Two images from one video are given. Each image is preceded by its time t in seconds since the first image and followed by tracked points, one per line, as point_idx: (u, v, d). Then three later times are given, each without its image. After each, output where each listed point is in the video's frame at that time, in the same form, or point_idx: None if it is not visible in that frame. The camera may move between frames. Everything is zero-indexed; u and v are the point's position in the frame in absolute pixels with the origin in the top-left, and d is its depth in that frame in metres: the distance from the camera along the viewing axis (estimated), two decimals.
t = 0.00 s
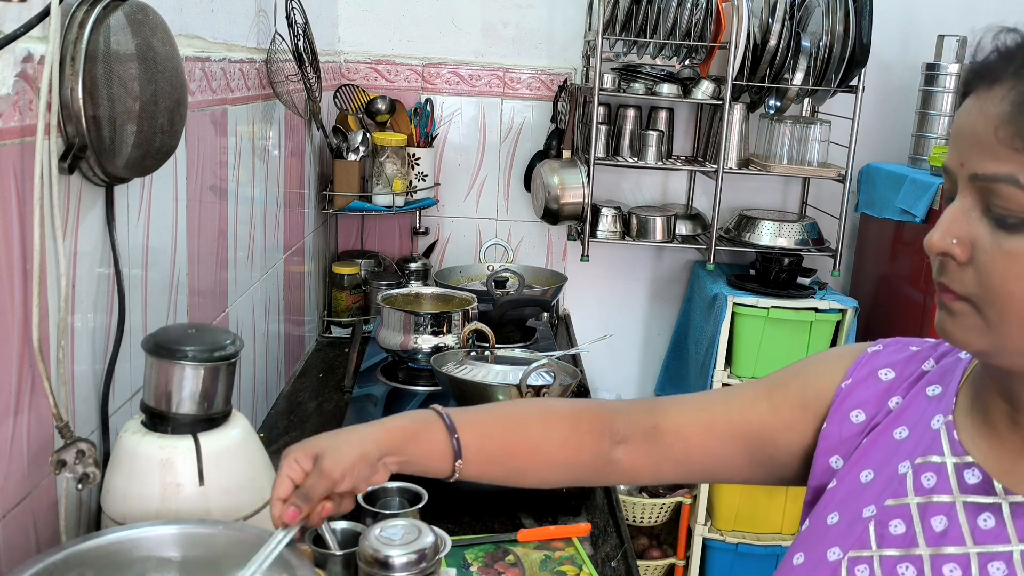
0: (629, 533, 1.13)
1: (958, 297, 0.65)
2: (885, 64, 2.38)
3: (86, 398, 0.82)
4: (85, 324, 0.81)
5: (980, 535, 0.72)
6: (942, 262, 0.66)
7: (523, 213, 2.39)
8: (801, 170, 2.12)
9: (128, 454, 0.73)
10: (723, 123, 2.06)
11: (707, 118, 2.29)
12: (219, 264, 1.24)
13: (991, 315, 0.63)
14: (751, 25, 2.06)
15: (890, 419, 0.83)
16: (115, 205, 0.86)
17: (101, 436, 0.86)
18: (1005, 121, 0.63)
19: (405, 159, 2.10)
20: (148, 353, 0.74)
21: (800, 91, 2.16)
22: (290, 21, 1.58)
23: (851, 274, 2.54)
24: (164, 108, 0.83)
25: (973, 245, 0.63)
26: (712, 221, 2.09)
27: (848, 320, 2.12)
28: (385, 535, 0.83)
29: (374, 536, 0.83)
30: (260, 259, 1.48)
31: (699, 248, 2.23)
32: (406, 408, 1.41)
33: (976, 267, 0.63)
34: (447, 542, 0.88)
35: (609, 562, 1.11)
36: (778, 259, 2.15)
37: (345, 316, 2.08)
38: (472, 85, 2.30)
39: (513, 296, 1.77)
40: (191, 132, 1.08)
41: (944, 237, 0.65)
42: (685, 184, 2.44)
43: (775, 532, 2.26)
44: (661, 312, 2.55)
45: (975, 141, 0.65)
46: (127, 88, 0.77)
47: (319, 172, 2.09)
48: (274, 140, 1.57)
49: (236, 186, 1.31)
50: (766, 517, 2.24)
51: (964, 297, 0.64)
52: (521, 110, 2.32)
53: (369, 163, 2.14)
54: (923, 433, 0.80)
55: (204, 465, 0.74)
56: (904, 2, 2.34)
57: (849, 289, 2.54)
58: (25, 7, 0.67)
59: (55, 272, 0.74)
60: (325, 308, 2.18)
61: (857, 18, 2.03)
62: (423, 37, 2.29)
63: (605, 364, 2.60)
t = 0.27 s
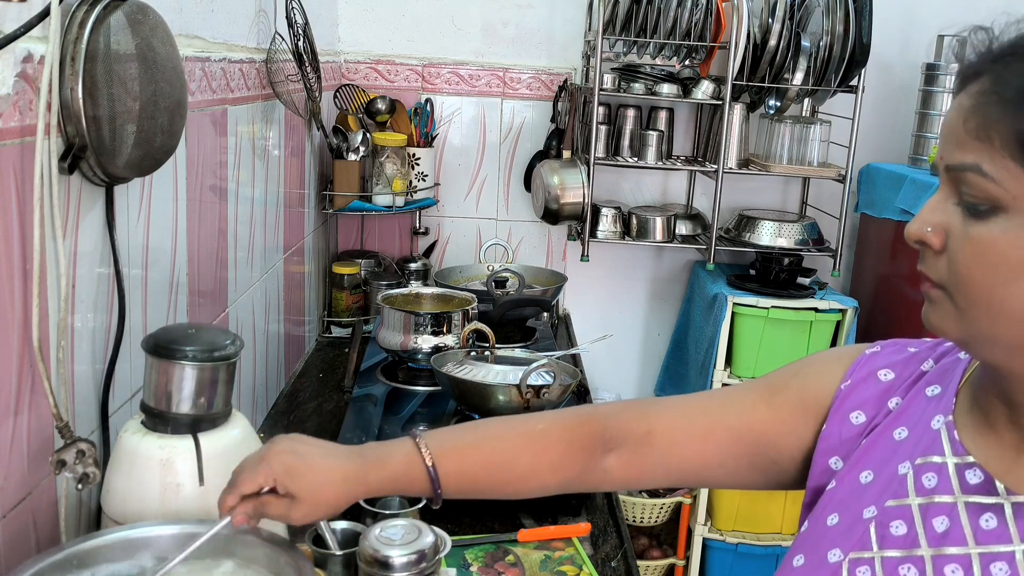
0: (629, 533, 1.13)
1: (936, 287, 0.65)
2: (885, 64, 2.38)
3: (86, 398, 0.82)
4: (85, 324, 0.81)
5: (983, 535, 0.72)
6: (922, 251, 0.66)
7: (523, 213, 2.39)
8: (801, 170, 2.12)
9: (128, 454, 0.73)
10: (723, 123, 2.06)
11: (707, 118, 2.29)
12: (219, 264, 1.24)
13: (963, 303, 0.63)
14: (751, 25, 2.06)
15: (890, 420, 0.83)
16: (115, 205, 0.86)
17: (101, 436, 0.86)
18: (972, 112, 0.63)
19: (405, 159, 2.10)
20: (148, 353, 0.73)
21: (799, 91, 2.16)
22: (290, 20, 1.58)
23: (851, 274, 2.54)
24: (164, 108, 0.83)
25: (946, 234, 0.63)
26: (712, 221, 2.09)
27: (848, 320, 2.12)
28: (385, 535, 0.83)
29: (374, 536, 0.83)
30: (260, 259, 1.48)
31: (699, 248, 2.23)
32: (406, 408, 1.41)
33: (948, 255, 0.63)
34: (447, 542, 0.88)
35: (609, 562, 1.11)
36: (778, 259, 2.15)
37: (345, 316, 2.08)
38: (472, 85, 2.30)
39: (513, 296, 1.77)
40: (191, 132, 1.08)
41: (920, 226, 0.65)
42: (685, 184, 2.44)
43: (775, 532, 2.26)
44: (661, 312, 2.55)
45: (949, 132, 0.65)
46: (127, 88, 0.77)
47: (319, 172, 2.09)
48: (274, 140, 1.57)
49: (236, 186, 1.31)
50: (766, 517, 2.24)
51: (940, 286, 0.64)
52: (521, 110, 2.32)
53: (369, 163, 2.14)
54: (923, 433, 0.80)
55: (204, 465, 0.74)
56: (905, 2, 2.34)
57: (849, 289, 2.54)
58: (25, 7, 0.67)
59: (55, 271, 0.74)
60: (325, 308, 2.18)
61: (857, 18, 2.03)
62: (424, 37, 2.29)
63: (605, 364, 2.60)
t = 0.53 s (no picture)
0: (629, 533, 1.12)
1: (948, 283, 0.65)
2: (885, 64, 2.38)
3: (86, 398, 0.82)
4: (85, 324, 0.81)
5: (980, 531, 0.71)
6: (933, 247, 0.66)
7: (523, 213, 2.39)
8: (801, 170, 2.12)
9: (128, 455, 0.73)
10: (723, 123, 2.06)
11: (707, 118, 2.29)
12: (219, 264, 1.23)
13: (977, 298, 0.62)
14: (751, 25, 2.06)
15: (890, 414, 0.83)
16: (115, 205, 0.86)
17: (101, 436, 0.86)
18: (993, 109, 0.63)
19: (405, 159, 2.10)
20: (148, 353, 0.74)
21: (800, 91, 2.16)
22: (290, 21, 1.58)
23: (851, 274, 2.54)
24: (164, 108, 0.83)
25: (963, 229, 0.63)
26: (712, 221, 2.09)
27: (848, 320, 2.12)
28: (385, 535, 0.83)
29: (374, 535, 0.83)
30: (260, 258, 1.48)
31: (699, 248, 2.23)
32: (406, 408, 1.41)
33: (964, 250, 0.63)
34: (447, 542, 0.88)
35: (609, 562, 1.11)
36: (778, 259, 2.15)
37: (345, 316, 2.08)
38: (472, 85, 2.30)
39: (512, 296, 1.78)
40: (191, 132, 1.07)
41: (935, 222, 0.65)
42: (685, 184, 2.44)
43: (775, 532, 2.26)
44: (661, 312, 2.54)
45: (966, 128, 0.65)
46: (127, 88, 0.77)
47: (319, 172, 2.09)
48: (274, 140, 1.57)
49: (236, 186, 1.31)
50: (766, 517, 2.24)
51: (953, 282, 0.64)
52: (521, 110, 2.32)
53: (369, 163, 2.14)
54: (924, 427, 0.79)
55: (204, 465, 0.74)
56: (905, 2, 2.34)
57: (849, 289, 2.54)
58: (25, 7, 0.67)
59: (55, 271, 0.74)
60: (325, 308, 2.18)
61: (857, 18, 2.03)
62: (424, 37, 2.28)
63: (605, 364, 2.60)
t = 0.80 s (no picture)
0: (630, 533, 1.12)
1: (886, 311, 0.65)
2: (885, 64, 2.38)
3: (86, 398, 0.82)
4: (85, 324, 0.81)
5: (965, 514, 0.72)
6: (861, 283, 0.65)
7: (523, 213, 2.39)
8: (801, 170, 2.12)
9: (128, 455, 0.73)
10: (723, 123, 2.06)
11: (708, 117, 2.29)
12: (219, 264, 1.24)
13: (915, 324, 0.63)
14: (751, 25, 2.06)
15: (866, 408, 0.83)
16: (115, 205, 0.86)
17: (101, 436, 0.86)
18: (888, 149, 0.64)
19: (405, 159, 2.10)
20: (148, 353, 0.73)
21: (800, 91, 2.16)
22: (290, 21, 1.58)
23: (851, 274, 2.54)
24: (164, 108, 0.83)
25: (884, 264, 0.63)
26: (712, 221, 2.09)
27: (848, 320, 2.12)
28: (385, 535, 0.83)
29: (374, 535, 0.83)
30: (260, 259, 1.48)
31: (698, 248, 2.23)
32: (406, 408, 1.41)
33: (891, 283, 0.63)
34: (447, 541, 0.88)
35: (610, 562, 1.10)
36: (778, 259, 2.16)
37: (345, 316, 2.08)
38: (472, 85, 2.30)
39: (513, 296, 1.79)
40: (191, 132, 1.08)
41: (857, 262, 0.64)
42: (685, 184, 2.44)
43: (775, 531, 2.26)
44: (661, 311, 2.54)
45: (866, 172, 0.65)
46: (127, 88, 0.77)
47: (320, 172, 2.09)
48: (274, 140, 1.57)
49: (236, 186, 1.31)
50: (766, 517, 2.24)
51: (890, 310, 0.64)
52: (521, 110, 2.32)
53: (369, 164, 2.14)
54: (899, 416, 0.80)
55: (205, 464, 0.74)
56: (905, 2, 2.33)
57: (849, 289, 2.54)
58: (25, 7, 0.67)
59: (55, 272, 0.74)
60: (325, 308, 2.18)
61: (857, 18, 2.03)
62: (424, 37, 2.28)
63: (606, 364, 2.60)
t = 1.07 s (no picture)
0: (630, 533, 1.13)
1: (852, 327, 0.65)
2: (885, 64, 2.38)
3: (86, 398, 0.82)
4: (85, 324, 0.81)
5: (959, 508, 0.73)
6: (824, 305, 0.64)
7: (523, 213, 2.39)
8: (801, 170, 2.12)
9: (128, 455, 0.73)
10: (723, 123, 2.06)
11: (708, 117, 2.29)
12: (219, 264, 1.23)
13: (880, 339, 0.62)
14: (751, 25, 2.06)
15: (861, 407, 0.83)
16: (115, 205, 0.86)
17: (101, 436, 0.86)
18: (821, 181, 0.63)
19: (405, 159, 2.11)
20: (149, 353, 0.73)
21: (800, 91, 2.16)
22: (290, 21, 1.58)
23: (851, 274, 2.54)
24: (164, 108, 0.83)
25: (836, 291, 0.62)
26: (712, 221, 2.09)
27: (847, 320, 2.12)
28: (385, 535, 0.83)
29: (374, 536, 0.83)
30: (260, 259, 1.48)
31: (698, 248, 2.23)
32: (406, 408, 1.41)
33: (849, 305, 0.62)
34: (448, 542, 0.88)
35: (610, 562, 1.10)
36: (778, 259, 2.17)
37: (345, 316, 2.08)
38: (472, 85, 2.30)
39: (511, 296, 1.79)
40: (191, 132, 1.08)
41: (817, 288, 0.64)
42: (685, 184, 2.44)
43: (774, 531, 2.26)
44: (661, 311, 2.54)
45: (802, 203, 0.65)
46: (127, 88, 0.77)
47: (320, 171, 2.09)
48: (274, 140, 1.57)
49: (236, 186, 1.31)
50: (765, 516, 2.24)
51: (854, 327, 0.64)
52: (521, 110, 2.32)
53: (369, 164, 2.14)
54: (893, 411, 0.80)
55: (204, 463, 0.74)
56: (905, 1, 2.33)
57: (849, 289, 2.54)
58: (25, 7, 0.67)
59: (55, 272, 0.74)
60: (325, 308, 2.18)
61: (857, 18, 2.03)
62: (424, 37, 2.28)
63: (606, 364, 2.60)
